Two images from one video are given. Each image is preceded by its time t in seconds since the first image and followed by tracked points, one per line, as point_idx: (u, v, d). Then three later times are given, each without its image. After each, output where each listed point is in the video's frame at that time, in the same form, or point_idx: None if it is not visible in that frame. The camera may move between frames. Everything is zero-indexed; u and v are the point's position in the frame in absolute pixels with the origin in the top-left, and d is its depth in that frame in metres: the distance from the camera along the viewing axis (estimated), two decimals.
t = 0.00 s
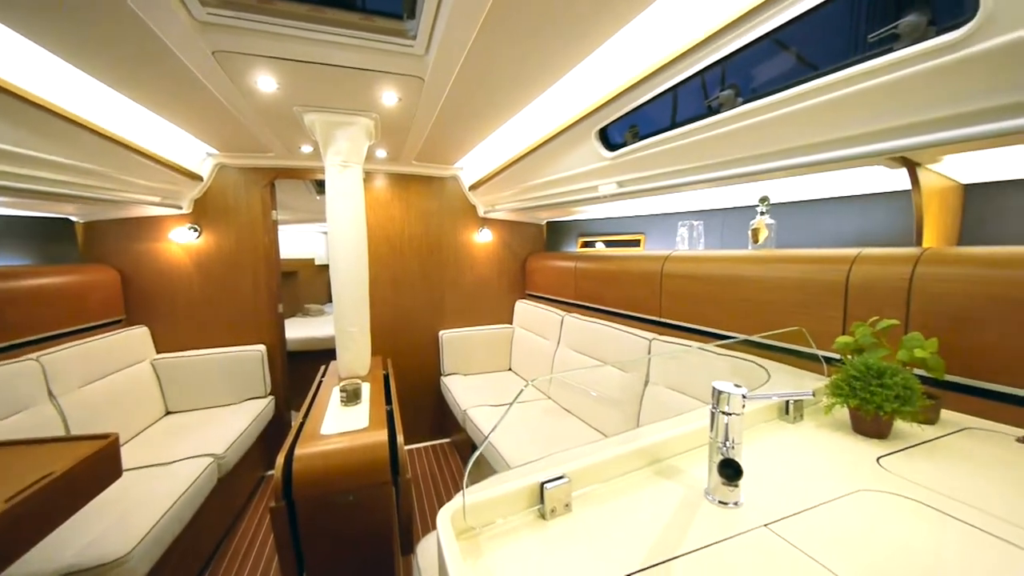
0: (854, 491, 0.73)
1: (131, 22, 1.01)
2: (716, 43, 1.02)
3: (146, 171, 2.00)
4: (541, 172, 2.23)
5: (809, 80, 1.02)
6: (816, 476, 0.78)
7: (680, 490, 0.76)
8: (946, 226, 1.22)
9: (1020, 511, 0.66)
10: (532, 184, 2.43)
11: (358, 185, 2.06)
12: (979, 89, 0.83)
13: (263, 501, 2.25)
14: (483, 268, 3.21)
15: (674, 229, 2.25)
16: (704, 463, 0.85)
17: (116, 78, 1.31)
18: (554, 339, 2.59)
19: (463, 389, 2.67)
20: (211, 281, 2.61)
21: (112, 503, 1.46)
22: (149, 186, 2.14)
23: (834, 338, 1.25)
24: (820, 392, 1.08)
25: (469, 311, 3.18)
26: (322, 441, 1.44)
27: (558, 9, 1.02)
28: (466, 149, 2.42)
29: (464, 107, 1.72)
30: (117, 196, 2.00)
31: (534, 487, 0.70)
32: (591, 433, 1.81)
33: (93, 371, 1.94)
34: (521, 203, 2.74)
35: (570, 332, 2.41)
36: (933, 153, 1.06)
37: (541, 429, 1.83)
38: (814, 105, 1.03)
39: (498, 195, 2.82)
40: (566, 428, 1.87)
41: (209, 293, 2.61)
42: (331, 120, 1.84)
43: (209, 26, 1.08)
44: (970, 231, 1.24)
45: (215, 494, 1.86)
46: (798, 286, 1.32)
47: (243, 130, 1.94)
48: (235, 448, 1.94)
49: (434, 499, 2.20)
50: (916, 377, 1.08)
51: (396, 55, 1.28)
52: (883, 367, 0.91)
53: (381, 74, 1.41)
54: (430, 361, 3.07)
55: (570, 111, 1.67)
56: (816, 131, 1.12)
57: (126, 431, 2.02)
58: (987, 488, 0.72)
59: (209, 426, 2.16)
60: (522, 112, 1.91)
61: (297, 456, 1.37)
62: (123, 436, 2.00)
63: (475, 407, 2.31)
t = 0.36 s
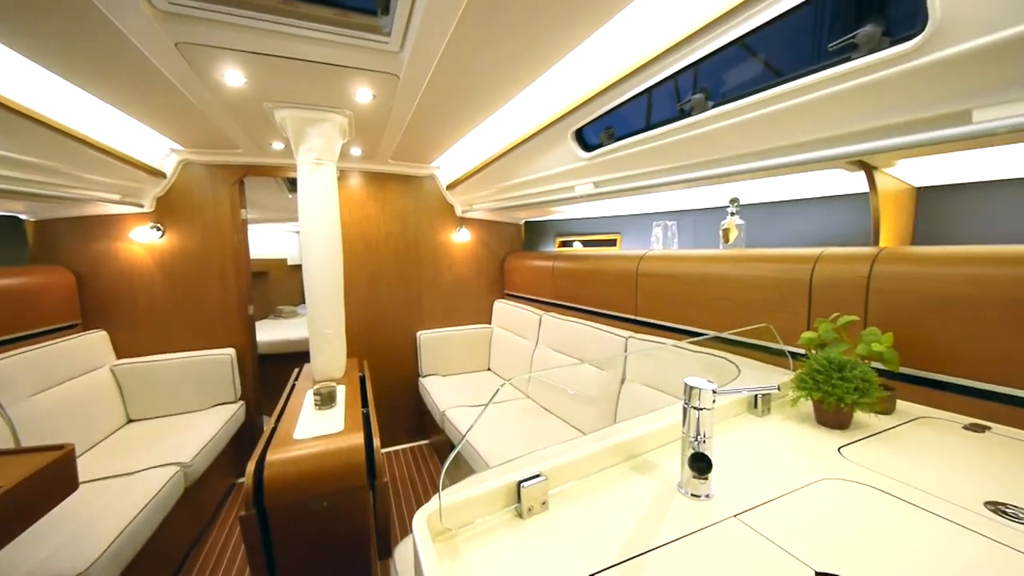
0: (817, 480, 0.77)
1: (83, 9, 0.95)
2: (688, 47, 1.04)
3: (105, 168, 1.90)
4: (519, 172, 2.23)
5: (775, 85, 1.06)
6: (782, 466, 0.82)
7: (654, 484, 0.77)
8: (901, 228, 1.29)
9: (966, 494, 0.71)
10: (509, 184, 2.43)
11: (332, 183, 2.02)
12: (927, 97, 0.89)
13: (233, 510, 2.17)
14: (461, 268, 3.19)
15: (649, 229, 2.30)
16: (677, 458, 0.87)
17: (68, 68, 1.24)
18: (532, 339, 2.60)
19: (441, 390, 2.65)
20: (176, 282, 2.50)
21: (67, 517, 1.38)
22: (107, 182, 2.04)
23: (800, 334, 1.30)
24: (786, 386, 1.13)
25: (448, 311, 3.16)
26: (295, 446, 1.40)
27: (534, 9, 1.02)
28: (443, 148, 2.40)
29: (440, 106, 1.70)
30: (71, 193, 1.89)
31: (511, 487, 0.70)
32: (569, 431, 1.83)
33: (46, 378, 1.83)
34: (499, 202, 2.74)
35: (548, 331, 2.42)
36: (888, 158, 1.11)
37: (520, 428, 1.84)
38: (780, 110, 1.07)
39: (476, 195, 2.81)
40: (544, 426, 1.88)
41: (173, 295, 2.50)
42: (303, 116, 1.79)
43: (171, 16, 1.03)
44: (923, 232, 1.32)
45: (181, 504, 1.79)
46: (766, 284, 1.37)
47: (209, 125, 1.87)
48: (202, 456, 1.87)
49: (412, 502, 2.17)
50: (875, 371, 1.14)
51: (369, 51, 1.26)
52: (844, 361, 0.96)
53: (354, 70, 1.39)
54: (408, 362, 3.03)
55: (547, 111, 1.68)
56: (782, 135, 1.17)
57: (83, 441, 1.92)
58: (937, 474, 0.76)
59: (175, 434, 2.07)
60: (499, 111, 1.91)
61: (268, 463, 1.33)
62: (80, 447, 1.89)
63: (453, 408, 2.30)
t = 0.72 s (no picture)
0: (785, 471, 0.79)
1: None
2: (662, 50, 1.07)
3: (59, 163, 1.80)
4: (497, 172, 2.23)
5: (745, 90, 1.10)
6: (752, 459, 0.84)
7: (630, 480, 0.79)
8: (863, 228, 1.35)
9: (920, 480, 0.75)
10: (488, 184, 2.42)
11: (306, 181, 1.97)
12: (885, 104, 0.93)
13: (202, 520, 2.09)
14: (440, 268, 3.17)
15: (626, 229, 2.33)
16: (653, 453, 0.89)
17: (16, 56, 1.17)
18: (512, 338, 2.61)
19: (420, 391, 2.62)
20: (139, 283, 2.39)
21: (20, 533, 1.30)
22: (62, 178, 1.93)
23: (769, 330, 1.35)
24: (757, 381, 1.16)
25: (427, 311, 3.13)
26: (267, 452, 1.36)
27: (512, 8, 1.02)
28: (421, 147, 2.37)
29: (417, 104, 1.68)
30: (21, 189, 1.78)
31: (489, 486, 0.70)
32: (548, 430, 1.83)
33: None
34: (478, 202, 2.73)
35: (527, 330, 2.43)
36: (850, 162, 1.16)
37: (500, 428, 1.84)
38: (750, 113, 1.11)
39: (454, 194, 2.79)
40: (524, 425, 1.88)
41: (137, 297, 2.39)
42: (275, 112, 1.74)
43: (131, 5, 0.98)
44: (882, 232, 1.39)
45: (146, 515, 1.71)
46: (738, 283, 1.41)
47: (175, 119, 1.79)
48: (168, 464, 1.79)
49: (390, 505, 2.14)
50: (839, 365, 1.19)
51: (344, 46, 1.23)
52: (810, 356, 0.99)
53: (328, 66, 1.36)
54: (386, 363, 2.99)
55: (525, 111, 1.68)
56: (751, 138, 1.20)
57: (38, 452, 1.81)
58: (895, 462, 0.80)
59: (139, 442, 1.98)
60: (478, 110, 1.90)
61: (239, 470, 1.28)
62: (34, 457, 1.79)
63: (433, 410, 2.27)
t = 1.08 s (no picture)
0: (754, 463, 0.82)
1: None
2: (636, 53, 1.09)
3: (6, 158, 1.68)
4: (474, 171, 2.21)
5: (714, 94, 1.13)
6: (722, 452, 0.87)
7: (606, 476, 0.80)
8: (825, 228, 1.42)
9: (876, 467, 0.79)
10: (464, 184, 2.41)
11: (276, 179, 1.91)
12: (844, 111, 0.98)
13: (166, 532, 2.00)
14: (417, 268, 3.13)
15: (602, 229, 2.36)
16: (627, 449, 0.91)
17: None
18: (490, 338, 2.60)
19: (397, 393, 2.58)
20: (95, 285, 2.27)
21: None
22: (8, 174, 1.81)
23: (739, 327, 1.39)
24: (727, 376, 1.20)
25: (403, 311, 3.08)
26: (236, 459, 1.31)
27: (487, 7, 1.02)
28: (396, 145, 2.34)
29: (392, 101, 1.65)
30: None
31: (466, 487, 0.70)
32: (526, 428, 1.84)
33: None
34: (454, 202, 2.71)
35: (505, 330, 2.43)
36: (812, 165, 1.22)
37: (477, 428, 1.83)
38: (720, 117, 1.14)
39: (431, 194, 2.76)
40: (502, 425, 1.88)
41: (93, 300, 2.26)
42: (242, 107, 1.68)
43: None
44: (842, 233, 1.46)
45: (104, 530, 1.62)
46: (709, 281, 1.46)
47: (135, 111, 1.70)
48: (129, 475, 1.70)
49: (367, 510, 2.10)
50: (803, 360, 1.25)
51: (315, 41, 1.20)
52: (775, 351, 1.03)
53: (298, 60, 1.32)
54: (361, 365, 2.93)
55: (502, 110, 1.68)
56: (722, 141, 1.24)
57: None
58: (852, 451, 0.85)
59: (96, 453, 1.88)
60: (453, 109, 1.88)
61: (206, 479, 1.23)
62: None
63: (410, 411, 2.24)
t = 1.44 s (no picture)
0: (719, 454, 0.86)
1: None
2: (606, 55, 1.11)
3: None
4: (446, 169, 2.19)
5: (681, 97, 1.16)
6: (689, 445, 0.89)
7: (579, 473, 0.81)
8: (785, 229, 1.48)
9: (831, 456, 0.83)
10: (437, 183, 2.39)
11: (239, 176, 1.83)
12: (801, 117, 1.02)
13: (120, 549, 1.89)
14: (389, 268, 3.07)
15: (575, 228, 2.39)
16: (599, 445, 0.92)
17: None
18: (464, 338, 2.59)
19: (369, 395, 2.53)
20: (39, 288, 2.11)
21: None
22: None
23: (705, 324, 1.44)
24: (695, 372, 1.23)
25: (375, 312, 3.03)
26: (196, 469, 1.25)
27: (458, 5, 1.01)
28: (366, 143, 2.29)
29: (361, 97, 1.61)
30: None
31: (438, 489, 0.69)
32: (501, 428, 1.84)
33: None
34: (427, 201, 2.67)
35: (479, 329, 2.42)
36: (773, 168, 1.27)
37: (451, 429, 1.81)
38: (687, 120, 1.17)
39: (403, 192, 2.71)
40: (476, 425, 1.87)
41: (35, 304, 2.10)
42: (202, 100, 1.60)
43: None
44: (801, 232, 1.53)
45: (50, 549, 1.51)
46: (677, 280, 1.50)
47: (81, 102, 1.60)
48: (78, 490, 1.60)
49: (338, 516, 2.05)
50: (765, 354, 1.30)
51: (278, 33, 1.16)
52: (739, 346, 1.07)
53: (261, 53, 1.27)
54: (332, 368, 2.85)
55: (474, 109, 1.67)
56: (689, 143, 1.28)
57: None
58: (810, 442, 0.89)
59: (41, 467, 1.75)
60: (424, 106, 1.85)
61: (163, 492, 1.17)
62: None
63: (383, 414, 2.20)
